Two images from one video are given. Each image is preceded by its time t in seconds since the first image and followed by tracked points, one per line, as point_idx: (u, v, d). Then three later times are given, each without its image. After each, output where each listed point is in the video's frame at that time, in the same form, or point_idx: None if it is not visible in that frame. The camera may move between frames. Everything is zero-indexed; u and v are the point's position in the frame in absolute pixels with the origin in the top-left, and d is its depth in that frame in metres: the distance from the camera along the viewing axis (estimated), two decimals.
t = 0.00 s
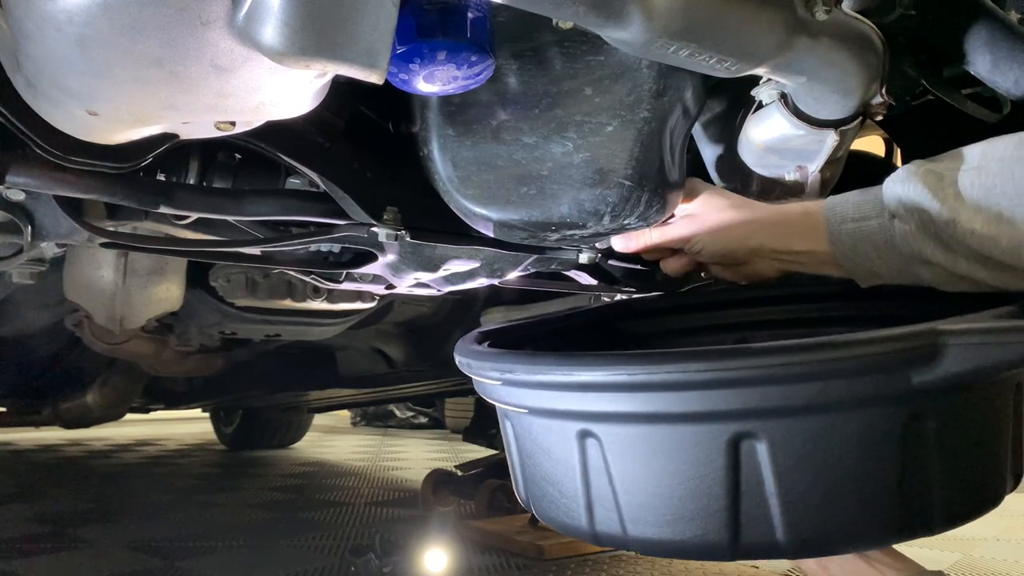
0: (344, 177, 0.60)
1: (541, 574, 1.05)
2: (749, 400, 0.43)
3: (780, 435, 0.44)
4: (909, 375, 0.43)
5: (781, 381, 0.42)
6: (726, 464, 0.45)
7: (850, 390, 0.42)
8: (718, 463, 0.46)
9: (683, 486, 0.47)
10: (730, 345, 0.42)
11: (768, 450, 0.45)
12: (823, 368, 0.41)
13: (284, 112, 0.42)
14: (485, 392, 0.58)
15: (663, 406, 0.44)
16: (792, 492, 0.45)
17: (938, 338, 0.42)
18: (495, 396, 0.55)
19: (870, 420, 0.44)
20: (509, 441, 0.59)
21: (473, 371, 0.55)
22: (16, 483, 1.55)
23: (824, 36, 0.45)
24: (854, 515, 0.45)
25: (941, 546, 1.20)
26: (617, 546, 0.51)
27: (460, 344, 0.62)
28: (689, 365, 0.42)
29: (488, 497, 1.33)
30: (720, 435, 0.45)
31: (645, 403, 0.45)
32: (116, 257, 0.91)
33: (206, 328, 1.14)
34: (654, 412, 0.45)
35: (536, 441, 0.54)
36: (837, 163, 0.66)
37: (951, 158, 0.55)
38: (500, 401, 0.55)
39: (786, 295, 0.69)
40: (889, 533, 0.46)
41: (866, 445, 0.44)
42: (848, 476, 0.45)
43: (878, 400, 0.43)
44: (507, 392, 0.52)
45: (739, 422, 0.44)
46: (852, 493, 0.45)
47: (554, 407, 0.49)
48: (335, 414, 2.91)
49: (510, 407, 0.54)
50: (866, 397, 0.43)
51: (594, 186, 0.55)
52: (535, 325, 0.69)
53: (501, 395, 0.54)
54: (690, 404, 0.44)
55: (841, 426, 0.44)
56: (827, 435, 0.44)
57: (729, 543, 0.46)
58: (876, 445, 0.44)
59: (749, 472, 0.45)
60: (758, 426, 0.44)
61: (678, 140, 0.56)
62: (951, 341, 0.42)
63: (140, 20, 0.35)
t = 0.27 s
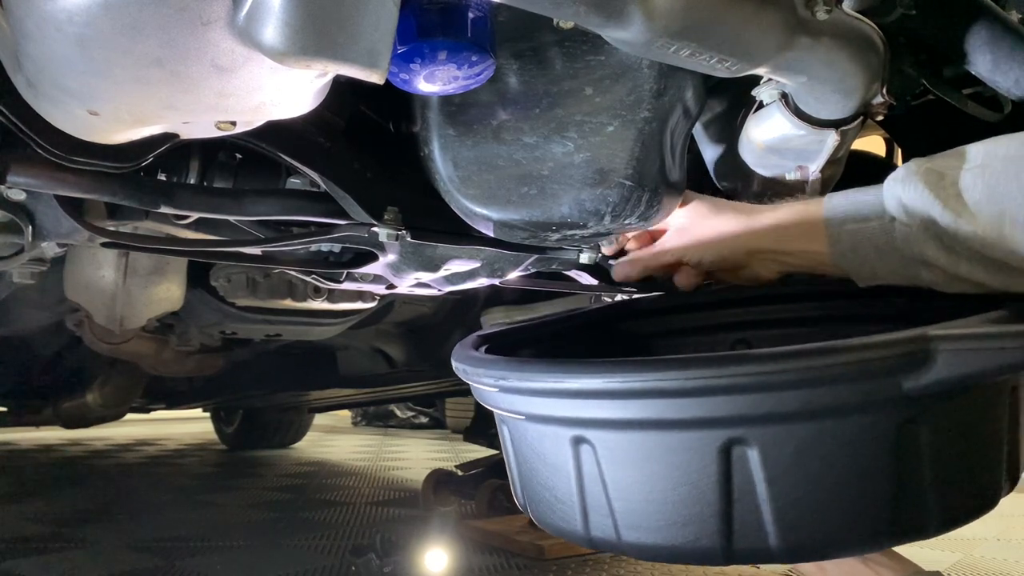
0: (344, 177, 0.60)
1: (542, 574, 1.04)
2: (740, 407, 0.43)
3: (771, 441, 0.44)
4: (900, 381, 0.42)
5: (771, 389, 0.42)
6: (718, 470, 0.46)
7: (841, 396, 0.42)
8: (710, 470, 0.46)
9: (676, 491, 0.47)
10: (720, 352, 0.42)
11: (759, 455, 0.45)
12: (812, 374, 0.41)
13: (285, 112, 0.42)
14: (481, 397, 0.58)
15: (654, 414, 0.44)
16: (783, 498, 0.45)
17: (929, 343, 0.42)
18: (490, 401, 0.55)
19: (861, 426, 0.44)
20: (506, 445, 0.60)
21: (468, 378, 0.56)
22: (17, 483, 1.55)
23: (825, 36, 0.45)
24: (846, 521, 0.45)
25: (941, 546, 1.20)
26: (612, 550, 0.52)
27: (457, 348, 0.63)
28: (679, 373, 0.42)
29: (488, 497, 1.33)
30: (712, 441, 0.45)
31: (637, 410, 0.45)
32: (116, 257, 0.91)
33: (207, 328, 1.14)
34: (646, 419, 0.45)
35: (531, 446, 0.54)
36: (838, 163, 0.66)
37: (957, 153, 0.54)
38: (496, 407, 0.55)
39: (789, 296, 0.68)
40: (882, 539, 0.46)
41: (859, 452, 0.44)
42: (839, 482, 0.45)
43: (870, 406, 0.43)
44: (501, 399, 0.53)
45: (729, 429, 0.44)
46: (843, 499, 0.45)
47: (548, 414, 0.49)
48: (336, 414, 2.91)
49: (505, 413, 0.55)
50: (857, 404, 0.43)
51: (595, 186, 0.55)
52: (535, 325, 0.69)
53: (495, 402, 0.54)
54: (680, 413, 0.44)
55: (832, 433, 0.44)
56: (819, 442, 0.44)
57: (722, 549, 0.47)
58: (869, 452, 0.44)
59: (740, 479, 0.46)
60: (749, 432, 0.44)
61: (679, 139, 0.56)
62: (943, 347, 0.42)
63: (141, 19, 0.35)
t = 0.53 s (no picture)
0: (343, 177, 0.60)
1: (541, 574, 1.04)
2: (738, 392, 0.44)
3: (768, 428, 0.45)
4: (897, 367, 0.43)
5: (766, 373, 0.43)
6: (715, 458, 0.46)
7: (837, 381, 0.43)
8: (707, 456, 0.46)
9: (673, 480, 0.48)
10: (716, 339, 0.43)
11: (756, 442, 0.46)
12: (808, 359, 0.42)
13: (284, 112, 0.42)
14: (481, 391, 0.59)
15: (652, 401, 0.45)
16: (780, 485, 0.46)
17: (925, 330, 0.43)
18: (490, 393, 0.56)
19: (854, 412, 0.45)
20: (506, 440, 0.60)
21: (468, 369, 0.57)
22: (16, 483, 1.55)
23: (823, 36, 0.45)
24: (843, 508, 0.46)
25: (941, 546, 1.20)
26: (611, 542, 0.53)
27: (456, 342, 0.63)
28: (676, 359, 0.43)
29: (488, 497, 1.33)
30: (709, 428, 0.46)
31: (636, 398, 0.45)
32: (115, 257, 0.91)
33: (206, 328, 1.14)
34: (643, 406, 0.46)
35: (531, 438, 0.55)
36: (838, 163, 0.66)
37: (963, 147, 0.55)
38: (496, 401, 0.56)
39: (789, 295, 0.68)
40: (879, 526, 0.46)
41: (853, 438, 0.45)
42: (836, 468, 0.45)
43: (866, 391, 0.44)
44: (502, 390, 0.53)
45: (726, 415, 0.45)
46: (841, 485, 0.45)
47: (547, 404, 0.50)
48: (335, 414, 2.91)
49: (505, 406, 0.55)
50: (853, 387, 0.44)
51: (594, 186, 0.55)
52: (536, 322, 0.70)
53: (496, 394, 0.55)
54: (678, 398, 0.45)
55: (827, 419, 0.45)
56: (813, 428, 0.45)
57: (720, 537, 0.47)
58: (864, 438, 0.45)
59: (736, 467, 0.46)
60: (745, 418, 0.45)
61: (678, 140, 0.56)
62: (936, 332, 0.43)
63: (140, 19, 0.35)
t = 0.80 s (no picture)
0: (342, 177, 0.60)
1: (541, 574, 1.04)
2: (730, 386, 0.44)
3: (760, 421, 0.46)
4: (885, 357, 0.44)
5: (756, 367, 0.43)
6: (710, 451, 0.47)
7: (827, 373, 0.44)
8: (702, 449, 0.47)
9: (670, 474, 0.48)
10: (706, 333, 0.44)
11: (749, 435, 0.46)
12: (797, 351, 0.43)
13: (283, 111, 0.42)
14: (479, 392, 0.59)
15: (645, 396, 0.46)
16: (774, 477, 0.46)
17: (914, 319, 0.43)
18: (489, 393, 0.56)
19: (846, 404, 0.45)
20: (505, 438, 0.61)
21: (465, 371, 0.57)
22: (15, 483, 1.55)
23: (823, 36, 0.45)
24: (838, 499, 0.46)
25: (941, 546, 1.20)
26: (610, 538, 0.53)
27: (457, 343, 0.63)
28: (667, 355, 0.44)
29: (487, 497, 1.33)
30: (703, 422, 0.46)
31: (630, 393, 0.46)
32: (114, 257, 0.91)
33: (205, 328, 1.14)
34: (637, 402, 0.46)
35: (529, 436, 0.55)
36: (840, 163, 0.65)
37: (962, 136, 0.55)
38: (494, 399, 0.56)
39: (790, 290, 0.69)
40: (874, 518, 0.47)
41: (846, 431, 0.45)
42: (829, 460, 0.46)
43: (857, 383, 0.44)
44: (499, 390, 0.54)
45: (719, 409, 0.45)
46: (834, 478, 0.46)
47: (542, 402, 0.50)
48: (334, 414, 2.91)
49: (502, 404, 0.56)
50: (843, 379, 0.44)
51: (593, 186, 0.55)
52: (539, 321, 0.70)
53: (494, 393, 0.55)
54: (671, 392, 0.45)
55: (820, 411, 0.45)
56: (806, 422, 0.45)
57: (716, 530, 0.48)
58: (856, 431, 0.45)
59: (731, 458, 0.47)
60: (738, 412, 0.45)
61: (677, 140, 0.56)
62: (924, 323, 0.44)
63: (139, 19, 0.35)
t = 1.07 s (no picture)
0: (343, 177, 0.60)
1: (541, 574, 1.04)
2: (726, 386, 0.44)
3: (757, 421, 0.46)
4: (882, 357, 0.44)
5: (753, 367, 0.43)
6: (707, 452, 0.47)
7: (824, 374, 0.44)
8: (701, 449, 0.47)
9: (668, 475, 0.48)
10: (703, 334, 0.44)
11: (746, 436, 0.46)
12: (794, 351, 0.43)
13: (285, 111, 0.42)
14: (480, 393, 0.59)
15: (642, 397, 0.46)
16: (772, 478, 0.46)
17: (909, 319, 0.43)
18: (489, 396, 0.56)
19: (843, 404, 0.45)
20: (505, 439, 0.61)
21: (466, 372, 0.57)
22: (15, 483, 1.55)
23: (825, 36, 0.45)
24: (836, 500, 0.46)
25: (941, 547, 1.20)
26: (610, 539, 0.53)
27: (457, 346, 0.63)
28: (664, 355, 0.44)
29: (487, 496, 1.33)
30: (700, 422, 0.46)
31: (627, 394, 0.46)
32: (115, 256, 0.91)
33: (206, 327, 1.14)
34: (635, 403, 0.47)
35: (528, 437, 0.56)
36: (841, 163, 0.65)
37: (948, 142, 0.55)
38: (494, 401, 0.56)
39: (790, 289, 0.69)
40: (870, 518, 0.47)
41: (843, 432, 0.45)
42: (825, 460, 0.46)
43: (854, 383, 0.45)
44: (499, 391, 0.54)
45: (716, 409, 0.46)
46: (831, 478, 0.46)
47: (541, 404, 0.50)
48: (335, 414, 2.91)
49: (502, 406, 0.56)
50: (840, 380, 0.44)
51: (594, 186, 0.55)
52: (538, 323, 0.70)
53: (493, 394, 0.55)
54: (668, 393, 0.45)
55: (817, 411, 0.45)
56: (803, 422, 0.45)
57: (714, 531, 0.48)
58: (854, 431, 0.46)
59: (729, 459, 0.47)
60: (735, 413, 0.45)
61: (678, 140, 0.56)
62: (920, 323, 0.44)
63: (141, 19, 0.35)
